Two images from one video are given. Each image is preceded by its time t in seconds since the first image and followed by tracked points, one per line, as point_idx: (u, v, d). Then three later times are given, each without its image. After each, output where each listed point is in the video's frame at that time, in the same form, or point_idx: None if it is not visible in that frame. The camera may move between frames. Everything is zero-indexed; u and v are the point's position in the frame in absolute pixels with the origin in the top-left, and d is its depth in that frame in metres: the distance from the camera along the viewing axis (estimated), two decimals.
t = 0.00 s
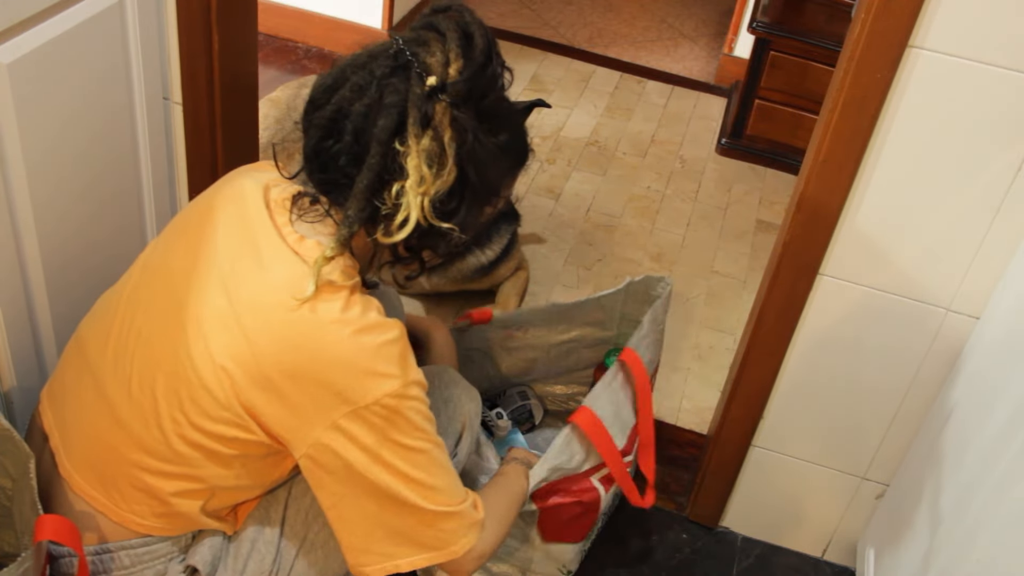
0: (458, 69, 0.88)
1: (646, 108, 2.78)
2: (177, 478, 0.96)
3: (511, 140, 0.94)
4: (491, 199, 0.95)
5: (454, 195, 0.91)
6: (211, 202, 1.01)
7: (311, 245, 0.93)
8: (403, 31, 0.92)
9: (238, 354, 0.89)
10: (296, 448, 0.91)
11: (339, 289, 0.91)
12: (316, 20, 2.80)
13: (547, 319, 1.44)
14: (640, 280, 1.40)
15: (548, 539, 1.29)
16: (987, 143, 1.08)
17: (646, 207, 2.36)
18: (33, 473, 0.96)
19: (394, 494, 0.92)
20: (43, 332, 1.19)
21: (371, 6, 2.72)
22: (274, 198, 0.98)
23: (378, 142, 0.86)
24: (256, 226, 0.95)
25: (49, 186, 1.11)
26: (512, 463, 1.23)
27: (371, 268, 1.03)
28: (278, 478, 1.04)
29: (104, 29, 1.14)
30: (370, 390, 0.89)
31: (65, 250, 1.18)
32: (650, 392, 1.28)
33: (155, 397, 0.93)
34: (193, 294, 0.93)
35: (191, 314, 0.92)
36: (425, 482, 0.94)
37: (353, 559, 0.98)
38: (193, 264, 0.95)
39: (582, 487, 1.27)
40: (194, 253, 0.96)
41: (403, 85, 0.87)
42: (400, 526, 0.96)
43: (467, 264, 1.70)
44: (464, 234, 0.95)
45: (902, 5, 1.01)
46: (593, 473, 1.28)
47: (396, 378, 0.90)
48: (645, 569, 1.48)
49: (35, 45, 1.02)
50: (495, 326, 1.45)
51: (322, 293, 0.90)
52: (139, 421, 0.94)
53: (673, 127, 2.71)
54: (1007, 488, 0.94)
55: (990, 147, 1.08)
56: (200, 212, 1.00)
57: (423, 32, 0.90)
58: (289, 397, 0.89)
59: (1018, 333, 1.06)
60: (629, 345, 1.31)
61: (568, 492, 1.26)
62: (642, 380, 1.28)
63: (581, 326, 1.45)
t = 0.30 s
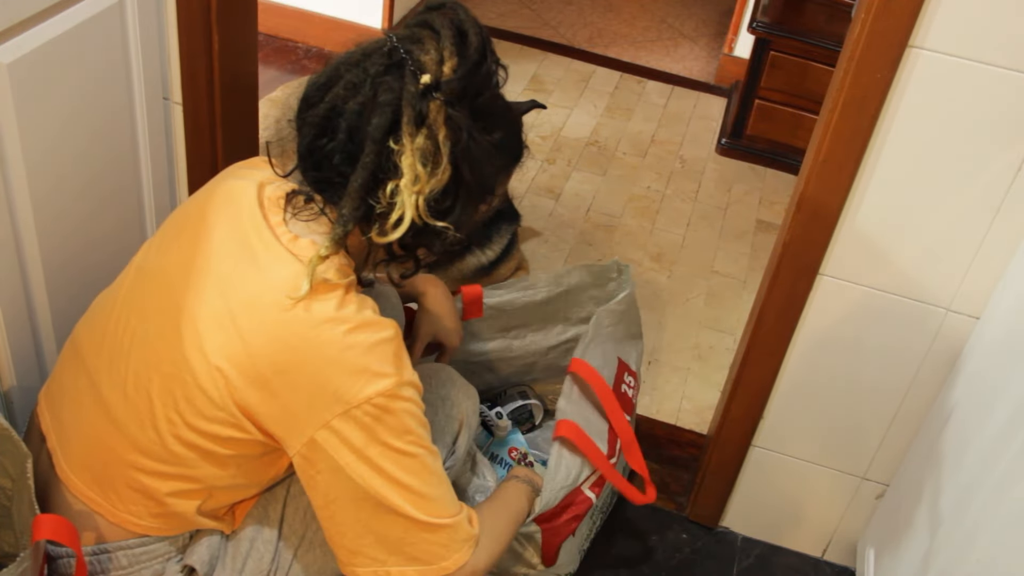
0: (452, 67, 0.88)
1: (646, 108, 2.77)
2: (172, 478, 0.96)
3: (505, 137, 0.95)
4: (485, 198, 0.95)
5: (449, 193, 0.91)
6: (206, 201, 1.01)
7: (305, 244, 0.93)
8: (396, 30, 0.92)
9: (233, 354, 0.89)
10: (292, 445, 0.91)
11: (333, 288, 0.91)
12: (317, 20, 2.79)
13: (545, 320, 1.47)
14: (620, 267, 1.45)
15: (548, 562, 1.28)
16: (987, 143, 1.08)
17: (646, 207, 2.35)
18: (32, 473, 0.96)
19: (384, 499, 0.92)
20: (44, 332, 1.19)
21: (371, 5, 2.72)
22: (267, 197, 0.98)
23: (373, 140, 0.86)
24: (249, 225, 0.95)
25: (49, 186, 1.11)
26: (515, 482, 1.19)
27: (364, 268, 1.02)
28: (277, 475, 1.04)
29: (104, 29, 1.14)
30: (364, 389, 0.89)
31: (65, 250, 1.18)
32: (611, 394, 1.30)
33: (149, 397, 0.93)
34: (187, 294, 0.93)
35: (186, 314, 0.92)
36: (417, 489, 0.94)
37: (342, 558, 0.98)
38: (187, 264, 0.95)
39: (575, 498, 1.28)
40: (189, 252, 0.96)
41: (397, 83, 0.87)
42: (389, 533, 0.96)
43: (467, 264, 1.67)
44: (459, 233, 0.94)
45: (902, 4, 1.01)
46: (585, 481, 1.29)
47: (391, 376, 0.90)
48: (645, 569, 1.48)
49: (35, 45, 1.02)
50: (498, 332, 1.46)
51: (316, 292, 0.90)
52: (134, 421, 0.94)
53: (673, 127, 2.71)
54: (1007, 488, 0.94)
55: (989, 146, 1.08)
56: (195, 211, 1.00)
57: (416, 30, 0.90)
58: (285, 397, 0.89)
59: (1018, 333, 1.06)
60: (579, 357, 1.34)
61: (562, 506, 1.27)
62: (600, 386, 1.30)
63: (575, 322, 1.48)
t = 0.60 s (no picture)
0: (450, 70, 0.88)
1: (645, 108, 2.78)
2: (163, 478, 0.96)
3: (503, 141, 0.95)
4: (485, 201, 0.95)
5: (446, 197, 0.91)
6: (206, 202, 1.01)
7: (303, 245, 0.94)
8: (395, 33, 0.92)
9: (228, 354, 0.89)
10: (294, 447, 0.92)
11: (332, 289, 0.91)
12: (317, 20, 2.79)
13: (549, 323, 1.46)
14: (625, 269, 1.43)
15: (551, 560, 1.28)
16: (987, 143, 1.08)
17: (646, 207, 2.36)
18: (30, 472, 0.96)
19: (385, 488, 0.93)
20: (43, 331, 1.19)
21: (371, 5, 2.72)
22: (268, 199, 0.99)
23: (370, 143, 0.86)
24: (247, 227, 0.95)
25: (49, 186, 1.11)
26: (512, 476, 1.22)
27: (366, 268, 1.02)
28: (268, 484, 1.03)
29: (104, 29, 1.14)
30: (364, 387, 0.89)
31: (64, 249, 1.18)
32: (623, 391, 1.30)
33: (144, 397, 0.93)
34: (184, 294, 0.93)
35: (182, 315, 0.92)
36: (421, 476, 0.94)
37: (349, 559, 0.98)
38: (186, 264, 0.95)
39: (576, 496, 1.27)
40: (188, 253, 0.96)
41: (394, 86, 0.87)
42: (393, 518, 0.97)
43: (466, 263, 1.68)
44: (456, 236, 0.95)
45: (902, 4, 1.01)
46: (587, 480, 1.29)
47: (389, 374, 0.90)
48: (645, 569, 1.48)
49: (35, 45, 1.02)
50: (503, 336, 1.46)
51: (313, 293, 0.90)
52: (128, 420, 0.94)
53: (673, 127, 2.70)
54: (1007, 488, 0.94)
55: (989, 146, 1.08)
56: (195, 212, 1.01)
57: (414, 34, 0.91)
58: (282, 397, 0.89)
59: (1019, 333, 1.06)
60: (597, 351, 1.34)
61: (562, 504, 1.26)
62: (613, 381, 1.29)
63: (577, 325, 1.47)
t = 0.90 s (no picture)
0: (457, 71, 0.88)
1: (646, 108, 2.77)
2: (167, 486, 0.96)
3: (508, 142, 0.94)
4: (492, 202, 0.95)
5: (454, 198, 0.91)
6: (206, 207, 1.01)
7: (307, 251, 0.94)
8: (398, 36, 0.92)
9: (231, 359, 0.88)
10: (293, 453, 0.91)
11: (337, 295, 0.92)
12: (317, 20, 2.79)
13: (546, 318, 1.47)
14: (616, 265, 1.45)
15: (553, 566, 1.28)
16: (987, 143, 1.08)
17: (646, 207, 2.36)
18: (31, 474, 0.96)
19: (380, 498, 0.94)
20: (43, 332, 1.19)
21: (371, 5, 2.72)
22: (268, 204, 0.99)
23: (377, 146, 0.86)
24: (249, 231, 0.95)
25: (49, 187, 1.11)
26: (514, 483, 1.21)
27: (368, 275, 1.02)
28: (269, 490, 1.03)
29: (104, 29, 1.14)
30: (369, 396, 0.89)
31: (64, 249, 1.17)
32: (600, 403, 1.30)
33: (146, 403, 0.93)
34: (186, 298, 0.93)
35: (184, 318, 0.92)
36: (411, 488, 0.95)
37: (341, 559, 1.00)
38: (187, 268, 0.95)
39: (580, 510, 1.25)
40: (189, 257, 0.96)
41: (401, 88, 0.87)
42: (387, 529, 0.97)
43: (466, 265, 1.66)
44: (465, 236, 0.95)
45: (902, 4, 1.01)
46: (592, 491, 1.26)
47: (398, 384, 0.91)
48: (645, 570, 1.48)
49: (35, 45, 1.02)
50: (499, 330, 1.46)
51: (320, 298, 0.91)
52: (130, 427, 0.94)
53: (673, 127, 2.70)
54: (1007, 487, 0.94)
55: (991, 146, 1.08)
56: (194, 217, 1.01)
57: (420, 36, 0.91)
58: (285, 401, 0.89)
59: (1018, 334, 1.06)
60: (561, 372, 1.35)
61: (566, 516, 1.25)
62: (589, 397, 1.31)
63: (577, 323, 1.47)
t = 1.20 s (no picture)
0: (467, 80, 0.88)
1: (646, 108, 2.77)
2: (166, 490, 0.96)
3: (516, 149, 0.95)
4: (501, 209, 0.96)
5: (464, 206, 0.92)
6: (208, 211, 1.01)
7: (310, 257, 0.94)
8: (407, 43, 0.92)
9: (234, 362, 0.89)
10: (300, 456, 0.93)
11: (343, 302, 0.92)
12: (317, 20, 2.80)
13: (549, 324, 1.47)
14: (623, 268, 1.42)
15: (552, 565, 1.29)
16: (987, 143, 1.08)
17: (646, 207, 2.36)
18: (31, 474, 0.96)
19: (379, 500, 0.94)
20: (43, 332, 1.19)
21: (371, 5, 2.72)
22: (272, 208, 0.98)
23: (386, 154, 0.86)
24: (252, 236, 0.95)
25: (49, 187, 1.11)
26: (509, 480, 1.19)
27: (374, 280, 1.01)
28: (264, 497, 1.03)
29: (104, 29, 1.14)
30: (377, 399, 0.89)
31: (64, 249, 1.17)
32: (616, 393, 1.28)
33: (147, 408, 0.93)
34: (189, 303, 0.93)
35: (186, 323, 0.92)
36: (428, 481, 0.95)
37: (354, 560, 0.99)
38: (189, 273, 0.95)
39: (575, 503, 1.27)
40: (190, 262, 0.96)
41: (410, 95, 0.86)
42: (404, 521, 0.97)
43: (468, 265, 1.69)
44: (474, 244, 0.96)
45: (903, 5, 1.01)
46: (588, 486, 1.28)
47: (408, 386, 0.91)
48: (644, 569, 1.48)
49: (35, 45, 1.02)
50: (504, 338, 1.46)
51: (328, 307, 0.90)
52: (132, 431, 0.94)
53: (673, 127, 2.70)
54: (1008, 487, 0.94)
55: (991, 147, 1.08)
56: (196, 222, 1.00)
57: (428, 43, 0.91)
58: (287, 403, 0.89)
59: (1018, 334, 1.06)
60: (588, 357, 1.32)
61: (561, 511, 1.26)
62: (606, 386, 1.28)
63: (579, 327, 1.47)
